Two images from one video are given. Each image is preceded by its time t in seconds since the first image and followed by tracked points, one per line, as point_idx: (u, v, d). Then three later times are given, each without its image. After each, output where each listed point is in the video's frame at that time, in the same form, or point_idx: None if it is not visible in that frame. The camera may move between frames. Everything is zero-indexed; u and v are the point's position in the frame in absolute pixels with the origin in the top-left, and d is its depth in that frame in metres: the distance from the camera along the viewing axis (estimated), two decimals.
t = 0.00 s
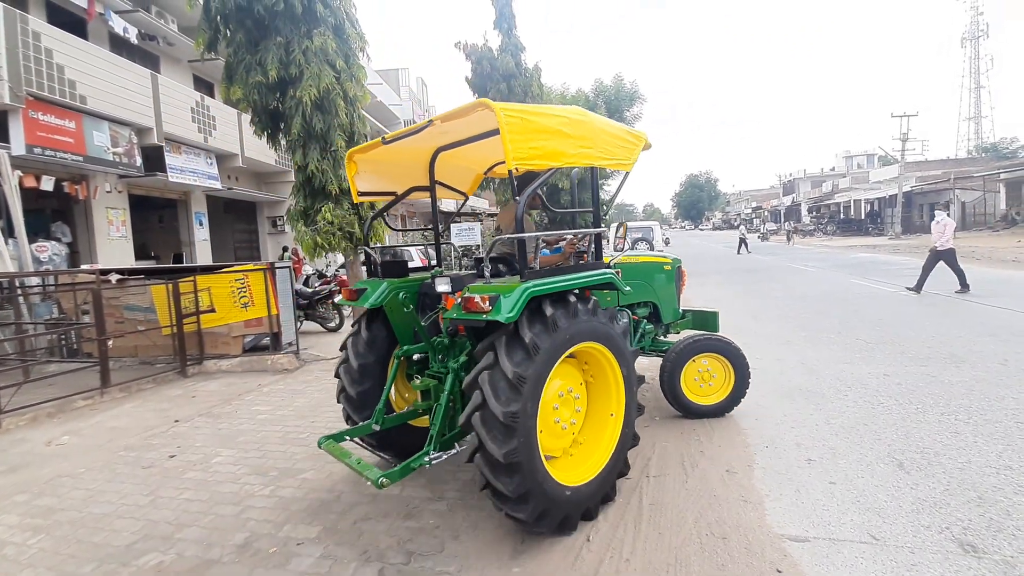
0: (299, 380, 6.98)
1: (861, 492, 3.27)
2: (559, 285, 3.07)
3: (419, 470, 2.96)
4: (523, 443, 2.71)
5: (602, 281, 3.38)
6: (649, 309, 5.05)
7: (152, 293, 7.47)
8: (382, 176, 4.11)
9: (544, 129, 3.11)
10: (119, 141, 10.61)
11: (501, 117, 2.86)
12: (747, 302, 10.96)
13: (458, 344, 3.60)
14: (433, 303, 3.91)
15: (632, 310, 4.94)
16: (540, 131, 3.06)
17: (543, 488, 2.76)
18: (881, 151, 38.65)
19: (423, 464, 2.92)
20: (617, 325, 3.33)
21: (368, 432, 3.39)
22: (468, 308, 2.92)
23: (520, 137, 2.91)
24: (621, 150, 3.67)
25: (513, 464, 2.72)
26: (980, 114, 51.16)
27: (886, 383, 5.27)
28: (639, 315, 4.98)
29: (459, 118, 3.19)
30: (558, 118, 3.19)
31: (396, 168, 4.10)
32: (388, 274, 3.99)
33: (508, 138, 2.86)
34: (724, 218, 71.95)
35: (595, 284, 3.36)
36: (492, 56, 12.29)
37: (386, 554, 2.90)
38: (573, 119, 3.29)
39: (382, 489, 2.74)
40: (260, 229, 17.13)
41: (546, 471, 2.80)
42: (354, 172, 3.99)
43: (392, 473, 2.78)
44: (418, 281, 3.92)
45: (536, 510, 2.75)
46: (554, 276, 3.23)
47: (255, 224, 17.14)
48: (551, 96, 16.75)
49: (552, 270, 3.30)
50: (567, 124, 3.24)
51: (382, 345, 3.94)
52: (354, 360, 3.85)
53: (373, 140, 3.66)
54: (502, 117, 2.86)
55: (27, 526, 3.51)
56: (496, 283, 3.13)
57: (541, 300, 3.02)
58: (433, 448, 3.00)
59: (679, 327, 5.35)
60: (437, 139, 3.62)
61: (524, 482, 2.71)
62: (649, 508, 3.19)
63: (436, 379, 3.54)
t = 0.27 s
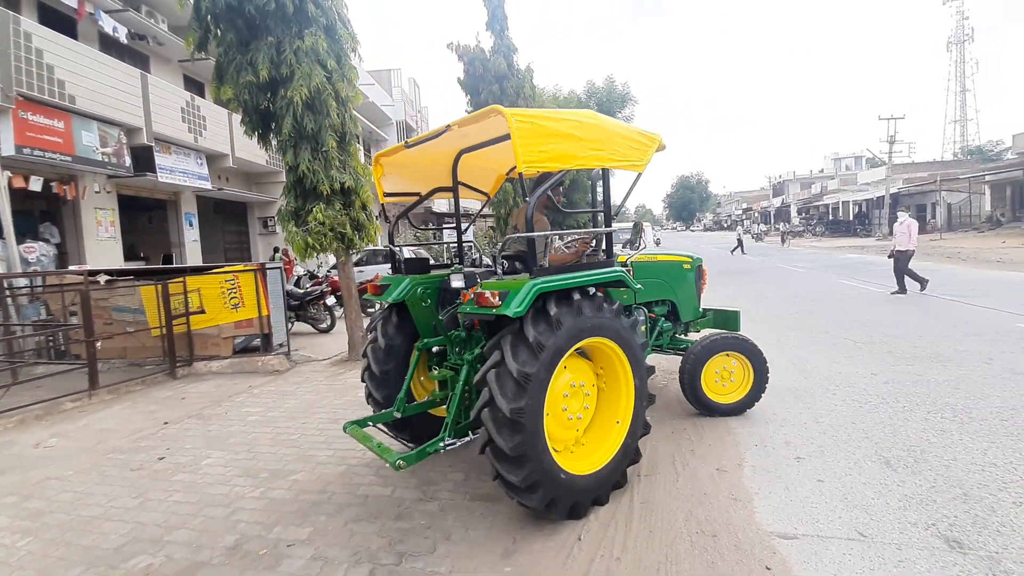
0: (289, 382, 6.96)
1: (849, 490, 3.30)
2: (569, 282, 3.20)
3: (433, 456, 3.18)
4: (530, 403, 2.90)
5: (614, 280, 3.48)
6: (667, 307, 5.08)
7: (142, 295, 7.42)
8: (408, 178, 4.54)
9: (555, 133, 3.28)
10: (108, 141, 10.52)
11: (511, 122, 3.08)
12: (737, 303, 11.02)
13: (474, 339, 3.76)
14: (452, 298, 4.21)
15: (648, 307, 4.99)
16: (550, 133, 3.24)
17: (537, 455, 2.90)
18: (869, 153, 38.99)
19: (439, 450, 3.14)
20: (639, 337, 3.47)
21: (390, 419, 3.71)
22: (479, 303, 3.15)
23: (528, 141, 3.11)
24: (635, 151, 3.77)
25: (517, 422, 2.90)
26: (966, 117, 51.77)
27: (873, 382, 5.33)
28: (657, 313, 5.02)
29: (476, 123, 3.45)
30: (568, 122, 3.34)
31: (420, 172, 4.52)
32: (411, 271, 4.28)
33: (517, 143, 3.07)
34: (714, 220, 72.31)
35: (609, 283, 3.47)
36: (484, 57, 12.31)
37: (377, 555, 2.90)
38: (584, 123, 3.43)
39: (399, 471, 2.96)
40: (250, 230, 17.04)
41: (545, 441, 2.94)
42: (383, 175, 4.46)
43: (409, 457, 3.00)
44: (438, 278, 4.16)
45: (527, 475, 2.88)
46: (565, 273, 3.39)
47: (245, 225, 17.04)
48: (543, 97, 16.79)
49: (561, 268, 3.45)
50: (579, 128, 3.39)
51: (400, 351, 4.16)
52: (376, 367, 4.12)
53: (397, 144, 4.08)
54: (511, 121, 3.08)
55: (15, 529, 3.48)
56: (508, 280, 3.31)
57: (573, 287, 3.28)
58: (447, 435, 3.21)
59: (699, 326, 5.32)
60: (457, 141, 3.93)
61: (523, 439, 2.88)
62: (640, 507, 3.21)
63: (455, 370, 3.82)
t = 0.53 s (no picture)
0: (267, 383, 6.87)
1: (824, 485, 3.38)
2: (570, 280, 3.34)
3: (440, 444, 3.37)
4: (539, 367, 3.09)
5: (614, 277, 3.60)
6: (673, 305, 5.05)
7: (115, 294, 7.26)
8: (420, 175, 4.76)
9: (560, 135, 3.42)
10: (81, 137, 10.27)
11: (516, 125, 3.23)
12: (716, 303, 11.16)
13: (481, 333, 4.08)
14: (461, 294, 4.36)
15: (654, 305, 4.96)
16: (555, 136, 3.38)
17: (533, 419, 3.05)
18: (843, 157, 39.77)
19: (445, 438, 3.34)
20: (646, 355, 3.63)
21: (399, 410, 3.94)
22: (484, 298, 3.31)
23: (533, 144, 3.26)
24: (639, 153, 3.87)
25: (523, 384, 3.08)
26: (936, 122, 53.15)
27: (847, 380, 5.45)
28: (661, 311, 4.98)
29: (485, 126, 3.66)
30: (573, 125, 3.48)
31: (432, 170, 4.73)
32: (421, 267, 4.61)
33: (521, 144, 3.20)
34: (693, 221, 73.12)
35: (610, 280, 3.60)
36: (467, 57, 12.29)
37: (357, 558, 2.89)
38: (590, 126, 3.55)
39: (407, 457, 3.17)
40: (227, 229, 16.78)
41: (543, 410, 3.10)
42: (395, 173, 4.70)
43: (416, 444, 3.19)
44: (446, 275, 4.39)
45: (522, 436, 3.02)
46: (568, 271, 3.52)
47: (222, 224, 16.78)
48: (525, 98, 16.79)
49: (564, 266, 3.58)
50: (583, 131, 3.52)
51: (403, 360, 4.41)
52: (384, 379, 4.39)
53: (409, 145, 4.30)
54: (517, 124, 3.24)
55: None
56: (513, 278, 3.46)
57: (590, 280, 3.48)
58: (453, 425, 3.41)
59: (703, 323, 5.38)
60: (466, 142, 4.12)
61: (525, 400, 3.05)
62: (621, 505, 3.25)
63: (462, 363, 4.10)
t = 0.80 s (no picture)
0: (257, 384, 6.83)
1: (814, 485, 3.41)
2: (583, 277, 3.48)
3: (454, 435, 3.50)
4: (557, 342, 3.27)
5: (624, 274, 3.74)
6: (684, 303, 5.08)
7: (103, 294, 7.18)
8: (437, 176, 4.87)
9: (571, 138, 3.55)
10: (68, 134, 10.16)
11: (529, 129, 3.37)
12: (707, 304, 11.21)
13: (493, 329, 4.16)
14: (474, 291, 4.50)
15: (665, 304, 4.98)
16: (566, 139, 3.51)
17: (543, 387, 3.19)
18: (831, 159, 40.09)
19: (459, 430, 3.44)
20: (657, 372, 3.74)
21: (415, 402, 4.08)
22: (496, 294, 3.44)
23: (545, 147, 3.39)
24: (649, 155, 3.99)
25: (541, 354, 3.26)
26: (923, 126, 53.72)
27: (836, 381, 5.51)
28: (672, 309, 5.01)
29: (498, 128, 3.76)
30: (584, 128, 3.59)
31: (449, 172, 4.84)
32: (437, 265, 4.64)
33: (534, 148, 3.36)
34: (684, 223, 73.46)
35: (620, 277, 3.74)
36: (461, 57, 12.29)
37: (349, 559, 2.88)
38: (600, 129, 3.67)
39: (422, 446, 3.30)
40: (217, 228, 16.65)
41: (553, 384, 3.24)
42: (413, 175, 4.83)
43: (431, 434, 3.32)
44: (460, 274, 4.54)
45: (531, 402, 3.16)
46: (579, 268, 3.62)
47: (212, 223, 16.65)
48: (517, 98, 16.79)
49: (575, 262, 3.69)
50: (594, 133, 3.63)
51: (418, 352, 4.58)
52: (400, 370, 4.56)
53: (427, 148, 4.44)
54: (529, 128, 3.37)
55: None
56: (525, 276, 3.59)
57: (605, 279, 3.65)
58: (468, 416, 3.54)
59: (714, 322, 5.42)
60: (478, 144, 4.21)
61: (540, 368, 3.21)
62: (613, 505, 3.26)
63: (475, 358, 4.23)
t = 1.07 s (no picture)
0: (232, 387, 6.72)
1: (788, 483, 3.47)
2: (583, 277, 3.62)
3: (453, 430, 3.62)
4: (566, 327, 3.42)
5: (622, 275, 3.89)
6: (677, 304, 5.14)
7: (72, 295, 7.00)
8: (436, 179, 4.92)
9: (569, 143, 3.63)
10: (38, 131, 9.90)
11: (529, 134, 3.44)
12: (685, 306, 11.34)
13: (492, 328, 4.26)
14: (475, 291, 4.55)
15: (659, 304, 5.03)
16: (564, 143, 3.59)
17: (545, 364, 3.33)
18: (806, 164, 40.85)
19: (457, 426, 3.57)
20: (651, 388, 3.84)
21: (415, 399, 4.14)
22: (496, 294, 3.53)
23: (545, 151, 3.46)
24: (642, 159, 4.11)
25: (550, 334, 3.40)
26: (893, 132, 55.04)
27: (810, 381, 5.62)
28: (666, 309, 5.05)
29: (499, 134, 3.85)
30: (581, 133, 3.68)
31: (448, 175, 4.88)
32: (436, 265, 4.60)
33: (533, 151, 3.43)
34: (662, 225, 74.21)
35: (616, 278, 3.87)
36: (443, 57, 12.27)
37: (327, 565, 2.86)
38: (596, 134, 3.76)
39: (422, 440, 3.41)
40: (193, 228, 16.34)
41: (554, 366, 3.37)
42: (413, 178, 4.88)
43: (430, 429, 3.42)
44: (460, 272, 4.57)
45: (533, 376, 3.30)
46: (578, 268, 3.77)
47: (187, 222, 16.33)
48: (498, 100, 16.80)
49: (573, 263, 3.82)
50: (590, 138, 3.72)
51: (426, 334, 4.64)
52: (405, 344, 4.59)
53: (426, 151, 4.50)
54: (530, 132, 3.44)
55: None
56: (524, 276, 3.71)
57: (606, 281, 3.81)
58: (466, 413, 3.65)
59: (708, 323, 5.47)
60: (477, 148, 4.26)
61: (547, 346, 3.35)
62: (593, 506, 3.29)
63: (474, 356, 4.32)
